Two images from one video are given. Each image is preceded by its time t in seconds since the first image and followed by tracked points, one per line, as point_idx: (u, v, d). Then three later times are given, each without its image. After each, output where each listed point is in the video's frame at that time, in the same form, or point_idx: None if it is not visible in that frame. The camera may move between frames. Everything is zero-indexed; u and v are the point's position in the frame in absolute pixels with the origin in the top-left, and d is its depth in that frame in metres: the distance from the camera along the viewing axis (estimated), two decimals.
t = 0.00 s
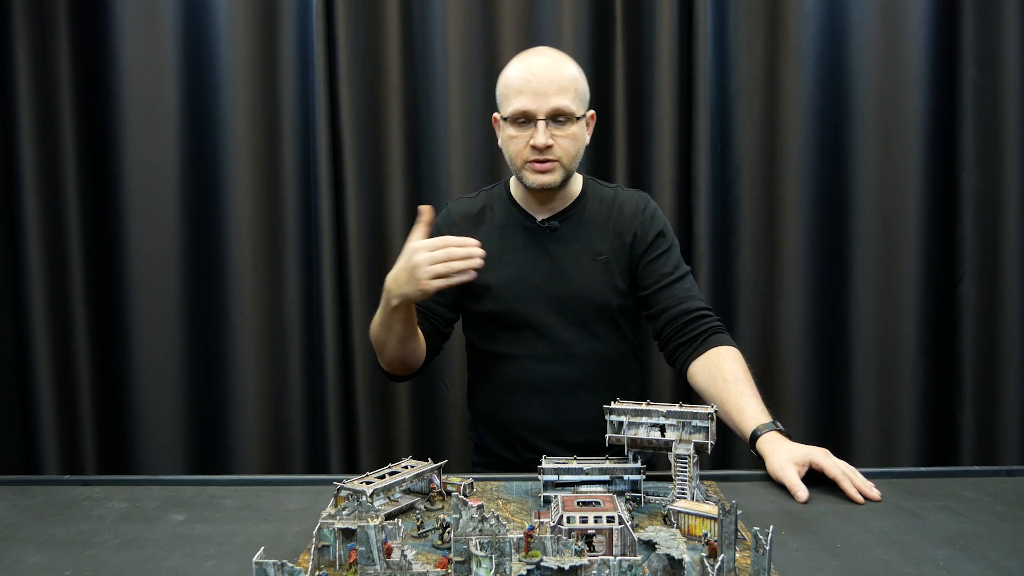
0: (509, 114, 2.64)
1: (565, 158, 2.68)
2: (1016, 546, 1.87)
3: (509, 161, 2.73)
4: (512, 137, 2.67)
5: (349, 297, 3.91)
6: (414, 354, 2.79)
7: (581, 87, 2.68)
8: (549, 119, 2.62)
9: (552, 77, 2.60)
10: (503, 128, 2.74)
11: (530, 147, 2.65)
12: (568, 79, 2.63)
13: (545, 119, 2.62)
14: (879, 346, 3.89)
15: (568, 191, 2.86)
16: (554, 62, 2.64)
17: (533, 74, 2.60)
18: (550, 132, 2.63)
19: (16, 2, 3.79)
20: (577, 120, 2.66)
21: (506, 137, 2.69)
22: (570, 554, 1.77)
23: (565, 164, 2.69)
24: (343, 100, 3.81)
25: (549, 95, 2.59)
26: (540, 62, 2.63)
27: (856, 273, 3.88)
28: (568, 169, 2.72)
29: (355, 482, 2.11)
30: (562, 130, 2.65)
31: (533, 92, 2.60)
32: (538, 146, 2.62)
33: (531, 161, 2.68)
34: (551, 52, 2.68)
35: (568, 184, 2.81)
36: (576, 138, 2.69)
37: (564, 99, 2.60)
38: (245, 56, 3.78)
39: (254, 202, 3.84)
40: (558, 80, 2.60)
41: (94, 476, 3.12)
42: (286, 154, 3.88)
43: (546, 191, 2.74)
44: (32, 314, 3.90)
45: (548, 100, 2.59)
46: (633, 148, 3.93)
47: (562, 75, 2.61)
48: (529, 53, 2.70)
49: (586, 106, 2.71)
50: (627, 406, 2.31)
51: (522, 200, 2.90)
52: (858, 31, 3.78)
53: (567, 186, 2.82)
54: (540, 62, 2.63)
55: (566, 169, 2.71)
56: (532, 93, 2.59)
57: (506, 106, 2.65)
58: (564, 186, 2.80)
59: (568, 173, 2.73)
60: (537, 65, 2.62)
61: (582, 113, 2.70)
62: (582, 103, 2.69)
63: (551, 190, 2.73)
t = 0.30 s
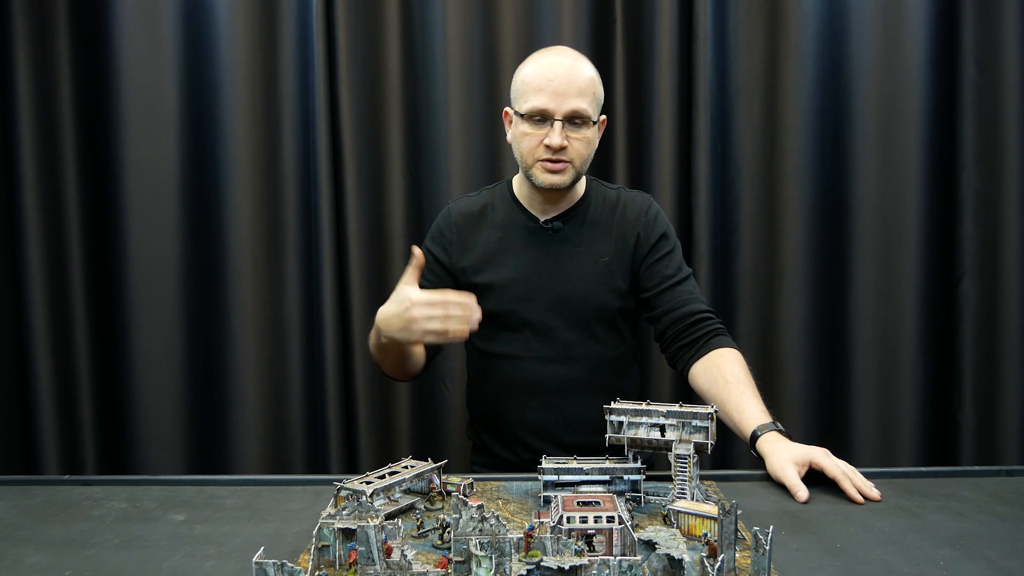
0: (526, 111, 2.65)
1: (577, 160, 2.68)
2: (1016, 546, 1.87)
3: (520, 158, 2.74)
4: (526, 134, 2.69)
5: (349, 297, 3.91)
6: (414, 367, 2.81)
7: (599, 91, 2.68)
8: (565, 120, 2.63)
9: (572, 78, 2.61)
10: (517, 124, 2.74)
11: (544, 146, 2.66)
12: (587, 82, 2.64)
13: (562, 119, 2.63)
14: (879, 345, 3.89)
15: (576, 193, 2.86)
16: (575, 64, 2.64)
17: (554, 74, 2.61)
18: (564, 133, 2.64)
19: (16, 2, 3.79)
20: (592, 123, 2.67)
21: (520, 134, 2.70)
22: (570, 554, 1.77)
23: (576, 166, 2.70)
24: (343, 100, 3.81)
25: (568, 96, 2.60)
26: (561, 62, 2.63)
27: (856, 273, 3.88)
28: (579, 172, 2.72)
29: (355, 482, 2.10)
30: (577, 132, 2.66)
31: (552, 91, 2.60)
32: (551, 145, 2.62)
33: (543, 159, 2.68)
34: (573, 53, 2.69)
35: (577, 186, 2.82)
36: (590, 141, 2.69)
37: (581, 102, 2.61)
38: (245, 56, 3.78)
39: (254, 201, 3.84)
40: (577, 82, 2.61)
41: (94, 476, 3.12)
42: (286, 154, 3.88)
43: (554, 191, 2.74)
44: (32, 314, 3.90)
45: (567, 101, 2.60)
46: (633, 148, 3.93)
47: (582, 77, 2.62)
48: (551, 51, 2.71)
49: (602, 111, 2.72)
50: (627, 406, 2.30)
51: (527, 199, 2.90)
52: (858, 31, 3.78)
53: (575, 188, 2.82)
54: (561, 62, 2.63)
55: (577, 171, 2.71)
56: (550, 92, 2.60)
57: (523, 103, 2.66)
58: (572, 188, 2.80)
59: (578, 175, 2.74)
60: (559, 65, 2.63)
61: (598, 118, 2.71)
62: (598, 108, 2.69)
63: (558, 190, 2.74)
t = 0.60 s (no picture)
0: (534, 115, 2.65)
1: (584, 164, 2.69)
2: (1016, 546, 1.87)
3: (526, 161, 2.74)
4: (533, 138, 2.68)
5: (349, 297, 3.91)
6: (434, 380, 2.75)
7: (606, 96, 2.68)
8: (573, 125, 2.63)
9: (580, 84, 2.60)
10: (523, 127, 2.73)
11: (551, 150, 2.66)
12: (595, 87, 2.63)
13: (570, 124, 2.63)
14: (879, 345, 3.89)
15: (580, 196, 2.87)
16: (583, 68, 2.64)
17: (562, 79, 2.60)
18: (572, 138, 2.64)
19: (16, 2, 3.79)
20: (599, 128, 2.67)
21: (527, 137, 2.70)
22: (570, 554, 1.77)
23: (583, 170, 2.70)
24: (343, 100, 3.81)
25: (576, 101, 2.60)
26: (569, 66, 2.63)
27: (857, 273, 3.88)
28: (585, 176, 2.73)
29: (355, 482, 2.10)
30: (584, 138, 2.66)
31: (560, 96, 2.60)
32: (559, 150, 2.62)
33: (549, 163, 2.69)
34: (580, 56, 2.68)
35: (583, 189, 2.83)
36: (597, 145, 2.70)
37: (590, 108, 2.61)
38: (245, 55, 3.78)
39: (254, 201, 3.83)
40: (585, 87, 2.61)
41: (94, 476, 3.12)
42: (287, 154, 3.88)
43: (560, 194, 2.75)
44: (32, 314, 3.90)
45: (575, 106, 2.60)
46: (633, 148, 3.93)
47: (590, 82, 2.62)
48: (556, 52, 2.70)
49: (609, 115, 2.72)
50: (627, 406, 2.30)
51: (530, 200, 2.90)
52: (859, 31, 3.78)
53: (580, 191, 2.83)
54: (569, 66, 2.63)
55: (583, 175, 2.72)
56: (558, 97, 2.59)
57: (531, 106, 2.66)
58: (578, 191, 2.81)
59: (585, 179, 2.75)
60: (566, 69, 2.62)
61: (605, 122, 2.71)
62: (606, 112, 2.70)
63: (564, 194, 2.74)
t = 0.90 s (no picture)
0: (529, 114, 2.64)
1: (580, 163, 2.69)
2: (1016, 545, 1.87)
3: (523, 160, 2.74)
4: (529, 137, 2.68)
5: (349, 297, 3.91)
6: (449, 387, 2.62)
7: (602, 94, 2.68)
8: (568, 124, 2.62)
9: (574, 82, 2.60)
10: (520, 128, 2.73)
11: (546, 150, 2.66)
12: (591, 86, 2.63)
13: (564, 123, 2.62)
14: (880, 345, 3.89)
15: (580, 195, 2.87)
16: (579, 68, 2.63)
17: (555, 78, 2.60)
18: (567, 137, 2.64)
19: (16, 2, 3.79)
20: (595, 126, 2.67)
21: (524, 137, 2.70)
22: (570, 554, 1.77)
23: (579, 169, 2.71)
24: (343, 99, 3.81)
25: (570, 100, 2.59)
26: (565, 66, 2.62)
27: (857, 273, 3.88)
28: (582, 174, 2.73)
29: (355, 482, 2.10)
30: (580, 136, 2.66)
31: (554, 95, 2.60)
32: (554, 150, 2.63)
33: (546, 163, 2.69)
34: (575, 55, 2.67)
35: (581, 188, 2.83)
36: (593, 144, 2.70)
37: (584, 107, 2.61)
38: (245, 55, 3.78)
39: (254, 201, 3.84)
40: (581, 86, 2.60)
41: (94, 476, 3.12)
42: (287, 154, 3.88)
43: (557, 193, 2.76)
44: (32, 314, 3.90)
45: (568, 105, 2.59)
46: (633, 147, 3.93)
47: (585, 81, 2.61)
48: (550, 52, 2.69)
49: (605, 114, 2.72)
50: (627, 406, 2.30)
51: (530, 199, 2.90)
52: (859, 31, 3.78)
53: (579, 190, 2.84)
54: (564, 66, 2.62)
55: (580, 174, 2.72)
56: (553, 97, 2.59)
57: (526, 106, 2.65)
58: (576, 190, 2.81)
59: (582, 178, 2.75)
60: (559, 68, 2.62)
61: (601, 121, 2.71)
62: (601, 111, 2.69)
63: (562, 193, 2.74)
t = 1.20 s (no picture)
0: (520, 107, 2.66)
1: (575, 150, 2.68)
2: (1015, 545, 1.88)
3: (520, 154, 2.74)
4: (522, 130, 2.69)
5: (349, 297, 3.91)
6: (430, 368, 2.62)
7: (592, 81, 2.69)
8: (558, 111, 2.63)
9: (561, 70, 2.61)
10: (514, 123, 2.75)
11: (540, 140, 2.66)
12: (579, 73, 2.64)
13: (554, 111, 2.63)
14: (879, 345, 3.89)
15: (581, 186, 2.86)
16: (565, 57, 2.65)
17: (542, 68, 2.61)
18: (559, 124, 2.64)
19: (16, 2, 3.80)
20: (587, 113, 2.67)
21: (517, 130, 2.71)
22: (570, 554, 1.77)
23: (575, 156, 2.70)
24: (343, 99, 3.81)
25: (557, 87, 2.60)
26: (551, 56, 2.65)
27: (857, 272, 3.88)
28: (578, 162, 2.72)
29: (355, 482, 2.10)
30: (572, 122, 2.66)
31: (542, 85, 2.61)
32: (547, 137, 2.62)
33: (541, 154, 2.69)
34: (563, 46, 2.69)
35: (582, 178, 2.82)
36: (587, 130, 2.69)
37: (573, 92, 2.62)
38: (245, 56, 3.78)
39: (254, 201, 3.84)
40: (568, 73, 2.62)
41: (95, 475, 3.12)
42: (287, 154, 3.88)
43: (556, 183, 2.74)
44: (32, 314, 3.90)
45: (556, 92, 2.60)
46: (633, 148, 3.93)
47: (572, 69, 2.63)
48: (539, 47, 2.72)
49: (597, 101, 2.72)
50: (627, 406, 2.30)
51: (534, 196, 2.90)
52: (859, 31, 3.78)
53: (579, 181, 2.82)
54: (550, 56, 2.65)
55: (576, 161, 2.71)
56: (541, 86, 2.61)
57: (517, 99, 2.67)
58: (576, 180, 2.80)
59: (579, 165, 2.74)
60: (546, 59, 2.64)
61: (594, 107, 2.71)
62: (593, 97, 2.70)
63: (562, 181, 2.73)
